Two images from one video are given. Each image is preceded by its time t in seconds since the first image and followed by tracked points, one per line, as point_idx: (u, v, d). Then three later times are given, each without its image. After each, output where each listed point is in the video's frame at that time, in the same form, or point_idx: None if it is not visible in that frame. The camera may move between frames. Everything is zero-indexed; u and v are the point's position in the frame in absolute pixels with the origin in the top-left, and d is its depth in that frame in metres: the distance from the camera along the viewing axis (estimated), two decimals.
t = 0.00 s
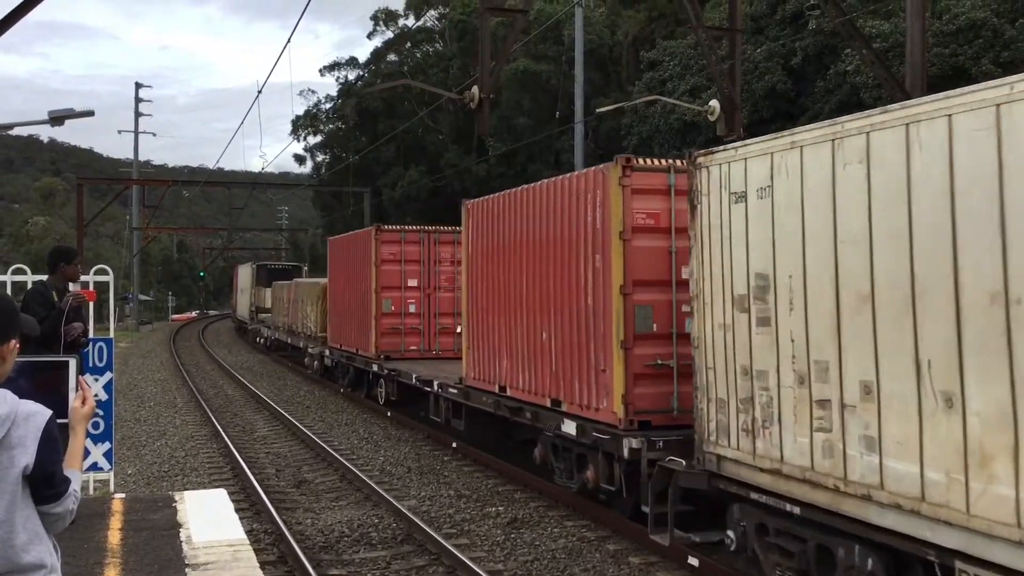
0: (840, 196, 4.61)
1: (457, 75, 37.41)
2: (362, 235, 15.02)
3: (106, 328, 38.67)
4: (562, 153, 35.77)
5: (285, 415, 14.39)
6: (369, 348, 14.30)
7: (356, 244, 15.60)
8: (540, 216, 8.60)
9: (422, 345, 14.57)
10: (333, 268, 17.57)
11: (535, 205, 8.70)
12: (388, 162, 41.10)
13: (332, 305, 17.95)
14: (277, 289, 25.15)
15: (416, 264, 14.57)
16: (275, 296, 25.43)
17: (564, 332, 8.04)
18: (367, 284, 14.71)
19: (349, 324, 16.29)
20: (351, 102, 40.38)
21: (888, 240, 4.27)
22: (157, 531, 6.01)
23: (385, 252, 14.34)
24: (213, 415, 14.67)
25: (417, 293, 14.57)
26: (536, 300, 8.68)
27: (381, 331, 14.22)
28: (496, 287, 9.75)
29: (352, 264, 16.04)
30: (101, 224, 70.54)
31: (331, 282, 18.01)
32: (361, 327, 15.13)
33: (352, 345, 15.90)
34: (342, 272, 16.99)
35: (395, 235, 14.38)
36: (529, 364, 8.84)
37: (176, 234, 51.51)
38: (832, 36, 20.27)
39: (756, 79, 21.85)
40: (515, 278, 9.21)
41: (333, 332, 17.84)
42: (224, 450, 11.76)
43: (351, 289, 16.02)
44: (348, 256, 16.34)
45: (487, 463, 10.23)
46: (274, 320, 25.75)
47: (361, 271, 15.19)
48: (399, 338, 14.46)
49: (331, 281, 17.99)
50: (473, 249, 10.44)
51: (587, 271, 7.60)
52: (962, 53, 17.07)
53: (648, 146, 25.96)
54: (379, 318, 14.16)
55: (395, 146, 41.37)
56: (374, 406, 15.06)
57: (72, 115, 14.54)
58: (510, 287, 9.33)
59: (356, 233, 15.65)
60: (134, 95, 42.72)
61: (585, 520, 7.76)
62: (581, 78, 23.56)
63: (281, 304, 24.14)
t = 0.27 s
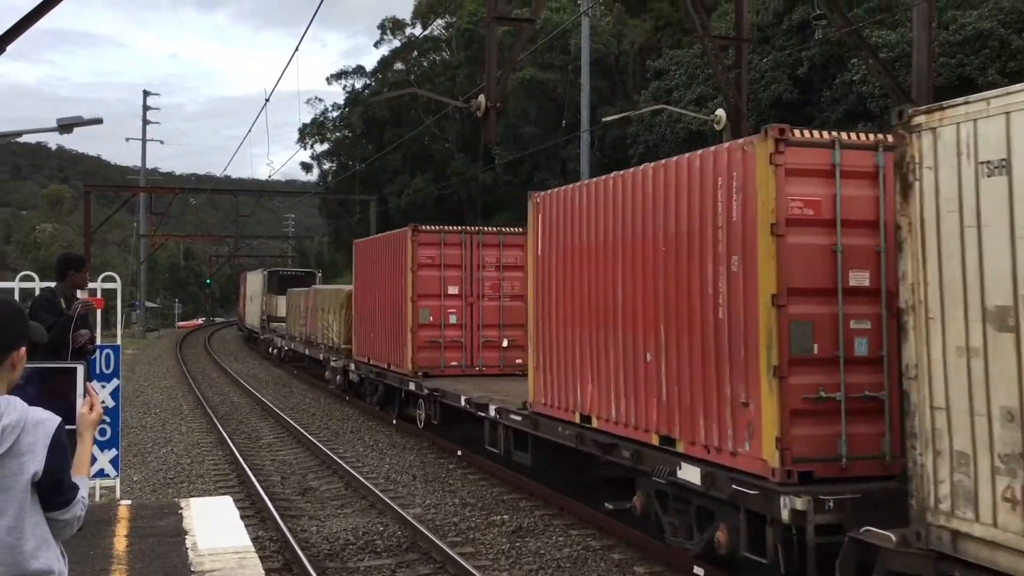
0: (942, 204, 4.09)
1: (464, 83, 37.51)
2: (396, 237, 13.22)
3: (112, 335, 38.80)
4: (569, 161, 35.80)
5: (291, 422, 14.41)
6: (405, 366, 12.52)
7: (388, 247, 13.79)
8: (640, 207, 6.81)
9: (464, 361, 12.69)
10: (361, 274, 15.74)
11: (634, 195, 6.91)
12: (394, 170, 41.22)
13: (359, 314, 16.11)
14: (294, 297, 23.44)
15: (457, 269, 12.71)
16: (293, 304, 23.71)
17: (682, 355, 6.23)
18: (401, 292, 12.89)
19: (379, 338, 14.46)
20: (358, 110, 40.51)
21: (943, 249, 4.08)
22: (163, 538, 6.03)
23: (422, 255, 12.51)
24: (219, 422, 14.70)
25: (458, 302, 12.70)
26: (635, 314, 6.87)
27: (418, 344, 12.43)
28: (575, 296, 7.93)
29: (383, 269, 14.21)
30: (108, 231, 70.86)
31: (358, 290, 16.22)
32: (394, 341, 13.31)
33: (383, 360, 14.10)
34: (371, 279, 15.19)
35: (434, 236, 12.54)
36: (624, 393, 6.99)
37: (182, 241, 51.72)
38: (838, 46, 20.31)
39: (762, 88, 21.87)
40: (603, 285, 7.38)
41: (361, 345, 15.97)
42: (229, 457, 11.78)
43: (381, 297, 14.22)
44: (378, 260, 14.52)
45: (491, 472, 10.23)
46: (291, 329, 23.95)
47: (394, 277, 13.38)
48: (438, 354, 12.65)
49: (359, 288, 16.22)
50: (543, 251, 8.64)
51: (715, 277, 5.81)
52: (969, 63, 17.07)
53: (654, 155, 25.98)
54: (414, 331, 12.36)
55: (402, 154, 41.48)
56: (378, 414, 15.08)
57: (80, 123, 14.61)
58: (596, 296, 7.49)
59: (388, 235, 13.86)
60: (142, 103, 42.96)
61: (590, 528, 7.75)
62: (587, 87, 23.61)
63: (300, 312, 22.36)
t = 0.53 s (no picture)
0: None
1: (470, 88, 37.57)
2: (433, 232, 11.38)
3: (118, 338, 38.89)
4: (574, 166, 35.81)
5: (295, 426, 14.42)
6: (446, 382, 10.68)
7: (423, 243, 11.98)
8: (796, 171, 4.68)
9: (515, 375, 10.87)
10: (390, 276, 13.91)
11: (783, 158, 4.79)
12: (400, 174, 41.28)
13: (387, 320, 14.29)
14: (312, 300, 21.80)
15: (508, 268, 10.88)
16: (310, 308, 22.02)
17: (855, 387, 4.21)
18: (441, 295, 11.04)
19: (412, 347, 12.65)
20: (363, 114, 40.58)
21: None
22: (168, 541, 6.03)
23: (467, 253, 10.64)
24: (223, 425, 14.70)
25: (509, 307, 10.87)
26: (776, 324, 4.80)
27: (463, 356, 10.58)
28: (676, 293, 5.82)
29: (415, 269, 12.41)
30: (114, 234, 71.01)
31: (387, 294, 14.46)
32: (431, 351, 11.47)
33: (417, 372, 12.28)
34: (401, 281, 13.41)
35: (481, 230, 10.69)
36: (760, 433, 4.94)
37: (188, 244, 51.82)
38: (844, 51, 20.33)
39: (768, 93, 21.86)
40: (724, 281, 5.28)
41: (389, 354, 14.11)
42: (234, 460, 11.78)
43: (414, 300, 12.41)
44: (410, 260, 12.70)
45: (496, 476, 10.22)
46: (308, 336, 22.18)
47: (430, 277, 11.51)
48: (484, 366, 10.77)
49: (387, 292, 14.45)
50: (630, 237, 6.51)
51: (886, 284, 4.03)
52: (975, 68, 17.05)
53: (660, 159, 25.96)
54: (459, 341, 10.52)
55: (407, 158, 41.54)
56: (382, 417, 15.07)
57: (87, 126, 14.67)
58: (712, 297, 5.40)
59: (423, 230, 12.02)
60: (149, 107, 43.08)
61: (594, 533, 7.74)
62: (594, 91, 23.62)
63: (318, 318, 20.69)
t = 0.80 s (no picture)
0: None
1: (470, 86, 37.55)
2: (481, 220, 9.86)
3: (118, 337, 38.91)
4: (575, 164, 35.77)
5: (296, 425, 14.42)
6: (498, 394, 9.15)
7: (466, 235, 10.44)
8: (971, 145, 3.58)
9: (579, 387, 9.31)
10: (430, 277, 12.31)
11: (953, 130, 3.67)
12: (400, 173, 41.30)
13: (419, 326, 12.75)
14: (327, 299, 20.18)
15: (570, 262, 9.36)
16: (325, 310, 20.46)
17: (931, 396, 3.72)
18: (491, 293, 9.46)
19: (453, 354, 11.06)
20: (364, 112, 40.56)
21: None
22: (169, 540, 6.04)
23: (524, 244, 9.09)
24: (224, 424, 14.70)
25: (572, 307, 9.35)
26: (880, 326, 4.03)
27: (519, 362, 9.01)
28: (852, 272, 4.22)
29: (455, 266, 10.87)
30: (115, 233, 71.01)
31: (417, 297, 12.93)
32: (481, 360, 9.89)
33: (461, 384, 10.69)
34: (435, 282, 11.85)
35: (539, 217, 9.17)
36: (907, 462, 3.84)
37: (189, 243, 51.84)
38: (846, 50, 20.31)
39: (769, 91, 21.83)
40: (939, 263, 3.71)
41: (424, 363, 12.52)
42: (234, 459, 11.78)
43: (454, 301, 10.86)
44: (447, 256, 11.16)
45: (497, 475, 10.21)
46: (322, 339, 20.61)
47: (478, 274, 9.96)
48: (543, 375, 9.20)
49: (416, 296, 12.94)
50: (779, 199, 4.83)
51: None
52: (976, 67, 17.03)
53: (661, 158, 25.95)
54: (516, 347, 8.97)
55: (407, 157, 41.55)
56: (383, 416, 15.05)
57: (88, 125, 14.68)
58: (909, 283, 3.86)
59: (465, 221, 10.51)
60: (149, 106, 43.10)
61: (595, 532, 7.75)
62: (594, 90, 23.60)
63: (335, 318, 19.10)
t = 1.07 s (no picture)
0: None
1: (464, 84, 37.53)
2: (539, 204, 8.23)
3: (113, 335, 38.87)
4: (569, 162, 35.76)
5: (291, 424, 14.40)
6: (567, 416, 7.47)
7: (517, 224, 8.82)
8: None
9: (663, 404, 7.62)
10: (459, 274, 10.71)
11: None
12: (395, 171, 41.24)
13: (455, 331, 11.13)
14: (338, 298, 18.48)
15: (651, 253, 7.69)
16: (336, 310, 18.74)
17: None
18: (555, 291, 7.84)
19: (500, 363, 9.40)
20: (358, 111, 40.51)
21: None
22: (164, 540, 6.02)
23: (596, 232, 7.44)
24: (219, 423, 14.68)
25: (654, 307, 7.67)
26: None
27: (590, 376, 7.35)
28: None
29: (502, 260, 9.23)
30: (109, 232, 70.89)
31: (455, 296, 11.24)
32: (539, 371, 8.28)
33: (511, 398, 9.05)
34: (475, 279, 10.17)
35: (615, 199, 7.53)
36: None
37: (183, 242, 51.77)
38: (840, 48, 20.38)
39: (763, 89, 21.84)
40: None
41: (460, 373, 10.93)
42: (230, 458, 11.77)
43: (501, 301, 9.21)
44: (493, 249, 9.51)
45: (492, 473, 10.22)
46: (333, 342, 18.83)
47: (535, 268, 8.35)
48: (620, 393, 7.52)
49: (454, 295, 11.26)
50: None
51: None
52: (970, 65, 17.19)
53: (655, 156, 25.98)
54: (588, 355, 7.33)
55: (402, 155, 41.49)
56: (379, 415, 15.04)
57: (82, 124, 14.63)
58: None
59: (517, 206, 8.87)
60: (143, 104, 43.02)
61: (590, 531, 7.75)
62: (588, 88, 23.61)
63: (348, 318, 17.40)
